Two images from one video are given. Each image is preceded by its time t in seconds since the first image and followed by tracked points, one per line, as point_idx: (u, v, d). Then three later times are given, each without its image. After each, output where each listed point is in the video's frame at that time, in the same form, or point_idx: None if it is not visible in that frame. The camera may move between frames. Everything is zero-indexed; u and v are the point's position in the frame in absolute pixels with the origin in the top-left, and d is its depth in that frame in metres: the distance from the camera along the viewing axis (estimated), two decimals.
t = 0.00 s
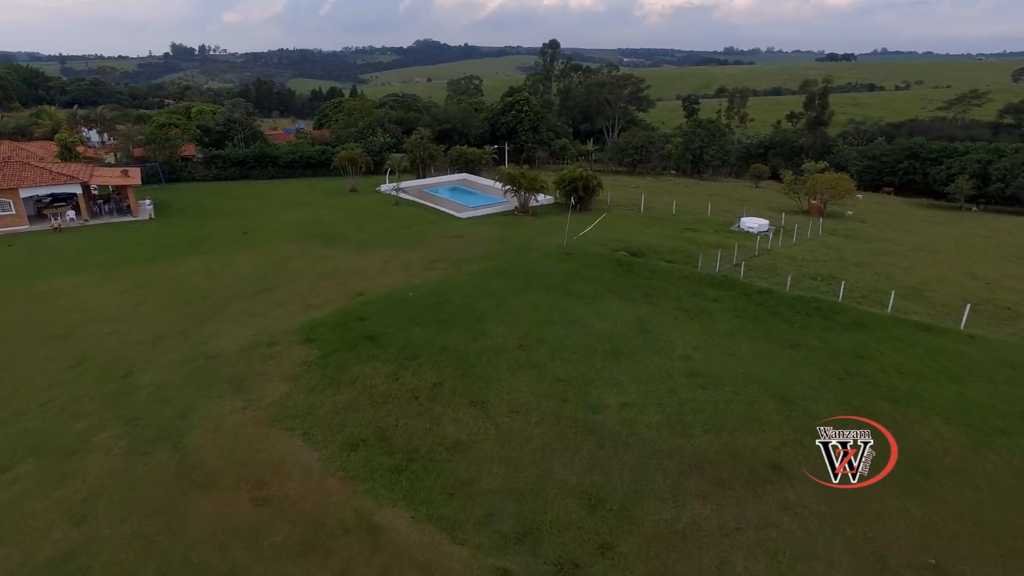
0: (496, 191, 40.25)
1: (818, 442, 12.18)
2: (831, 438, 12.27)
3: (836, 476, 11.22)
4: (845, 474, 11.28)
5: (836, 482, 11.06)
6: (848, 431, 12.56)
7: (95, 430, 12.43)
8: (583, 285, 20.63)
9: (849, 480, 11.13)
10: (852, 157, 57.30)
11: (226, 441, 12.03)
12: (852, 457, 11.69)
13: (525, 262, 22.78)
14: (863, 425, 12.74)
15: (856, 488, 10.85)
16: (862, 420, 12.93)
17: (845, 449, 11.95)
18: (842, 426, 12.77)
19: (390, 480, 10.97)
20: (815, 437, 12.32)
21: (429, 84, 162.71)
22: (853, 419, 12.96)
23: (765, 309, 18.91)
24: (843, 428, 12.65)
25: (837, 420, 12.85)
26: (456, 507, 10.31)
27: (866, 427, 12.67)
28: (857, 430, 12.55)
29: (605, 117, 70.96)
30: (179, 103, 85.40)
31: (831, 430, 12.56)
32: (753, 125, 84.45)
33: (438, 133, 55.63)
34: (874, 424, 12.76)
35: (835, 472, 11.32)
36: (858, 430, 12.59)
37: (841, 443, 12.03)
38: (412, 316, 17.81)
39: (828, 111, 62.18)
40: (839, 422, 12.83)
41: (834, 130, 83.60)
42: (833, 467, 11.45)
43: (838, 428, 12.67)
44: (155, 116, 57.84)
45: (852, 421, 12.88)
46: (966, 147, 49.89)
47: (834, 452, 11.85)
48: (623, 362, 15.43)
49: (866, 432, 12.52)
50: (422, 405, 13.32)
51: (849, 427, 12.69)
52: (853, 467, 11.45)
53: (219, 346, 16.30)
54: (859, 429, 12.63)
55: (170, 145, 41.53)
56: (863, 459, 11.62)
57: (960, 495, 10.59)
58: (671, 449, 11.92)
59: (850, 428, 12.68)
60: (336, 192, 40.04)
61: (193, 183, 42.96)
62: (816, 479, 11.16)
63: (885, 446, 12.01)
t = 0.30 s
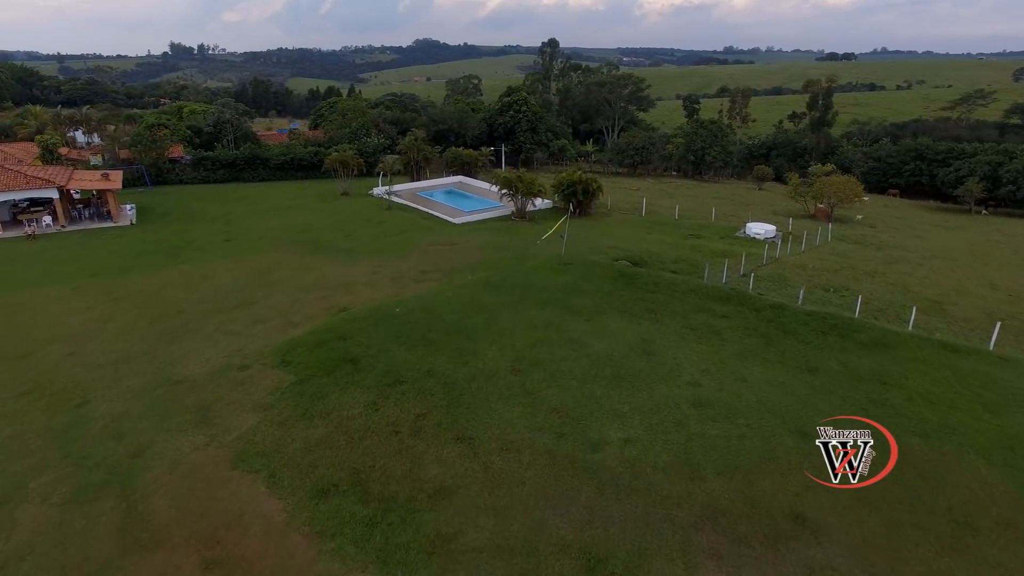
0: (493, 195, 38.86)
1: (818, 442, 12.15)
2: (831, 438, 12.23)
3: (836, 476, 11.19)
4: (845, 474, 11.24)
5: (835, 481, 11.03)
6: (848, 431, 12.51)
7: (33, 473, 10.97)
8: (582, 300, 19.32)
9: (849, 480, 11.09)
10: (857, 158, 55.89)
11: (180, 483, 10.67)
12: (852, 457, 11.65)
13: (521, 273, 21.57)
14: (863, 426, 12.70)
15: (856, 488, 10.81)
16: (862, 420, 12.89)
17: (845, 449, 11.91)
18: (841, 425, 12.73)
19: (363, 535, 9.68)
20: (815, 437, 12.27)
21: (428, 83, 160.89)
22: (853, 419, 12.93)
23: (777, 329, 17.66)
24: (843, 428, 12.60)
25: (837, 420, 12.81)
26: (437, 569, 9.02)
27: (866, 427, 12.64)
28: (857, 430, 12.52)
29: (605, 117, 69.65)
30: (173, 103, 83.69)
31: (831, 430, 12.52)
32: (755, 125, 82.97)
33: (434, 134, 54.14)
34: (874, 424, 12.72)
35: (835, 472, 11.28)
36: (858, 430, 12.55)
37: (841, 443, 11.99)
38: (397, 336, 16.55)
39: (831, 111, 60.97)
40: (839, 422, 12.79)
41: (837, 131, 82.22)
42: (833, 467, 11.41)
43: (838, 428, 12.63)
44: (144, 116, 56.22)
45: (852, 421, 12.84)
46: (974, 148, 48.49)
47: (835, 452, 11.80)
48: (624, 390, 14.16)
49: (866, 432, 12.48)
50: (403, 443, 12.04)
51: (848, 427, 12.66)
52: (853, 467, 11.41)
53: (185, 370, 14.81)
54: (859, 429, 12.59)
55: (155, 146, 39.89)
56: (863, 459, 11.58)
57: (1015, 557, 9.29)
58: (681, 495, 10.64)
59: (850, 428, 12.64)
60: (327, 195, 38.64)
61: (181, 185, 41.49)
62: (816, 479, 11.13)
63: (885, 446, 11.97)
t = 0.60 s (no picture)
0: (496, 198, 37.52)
1: (818, 442, 12.18)
2: (831, 438, 12.25)
3: (836, 476, 11.19)
4: (845, 474, 11.25)
5: (835, 481, 11.03)
6: (848, 431, 12.54)
7: None
8: (587, 315, 18.01)
9: (849, 480, 11.09)
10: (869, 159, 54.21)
11: (128, 535, 9.33)
12: (852, 457, 11.66)
13: (523, 283, 20.26)
14: (863, 425, 12.73)
15: (856, 488, 10.81)
16: (862, 420, 12.91)
17: (845, 449, 11.92)
18: (842, 426, 12.76)
19: None
20: (815, 437, 12.31)
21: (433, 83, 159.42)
22: (853, 419, 12.95)
23: (799, 351, 16.25)
24: (843, 428, 12.62)
25: (837, 420, 12.84)
26: None
27: (866, 427, 12.65)
28: (857, 430, 12.54)
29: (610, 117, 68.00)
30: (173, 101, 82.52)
31: (831, 430, 12.54)
32: (764, 125, 81.18)
33: (436, 133, 52.72)
34: (874, 424, 12.74)
35: (835, 472, 11.28)
36: (858, 430, 12.56)
37: (842, 443, 12.01)
38: (385, 355, 15.26)
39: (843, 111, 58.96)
40: (839, 422, 12.81)
41: (848, 131, 80.31)
42: (833, 467, 11.42)
43: (838, 428, 12.66)
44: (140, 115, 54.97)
45: (852, 421, 12.86)
46: (993, 149, 46.67)
47: (835, 452, 11.83)
48: (633, 421, 12.87)
49: (866, 432, 12.49)
50: (385, 484, 10.73)
51: (848, 427, 12.68)
52: (853, 467, 11.42)
53: (153, 393, 13.42)
54: (860, 429, 12.61)
55: (148, 147, 38.73)
56: (863, 459, 11.58)
57: None
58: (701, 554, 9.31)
59: (851, 428, 12.66)
60: (324, 198, 37.36)
61: (176, 186, 40.33)
62: (815, 479, 11.14)
63: (886, 446, 11.98)
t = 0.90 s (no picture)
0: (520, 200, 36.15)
1: (818, 442, 12.17)
2: (831, 438, 12.23)
3: (836, 476, 11.16)
4: (845, 474, 11.22)
5: (835, 482, 10.99)
6: (848, 431, 12.52)
7: None
8: (611, 332, 16.57)
9: (849, 480, 11.06)
10: (913, 162, 51.17)
11: None
12: (852, 457, 11.65)
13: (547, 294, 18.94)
14: (863, 426, 12.71)
15: (856, 488, 10.77)
16: (862, 420, 12.90)
17: (845, 449, 11.92)
18: (842, 426, 12.74)
19: None
20: (814, 437, 12.29)
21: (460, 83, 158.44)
22: (853, 420, 12.94)
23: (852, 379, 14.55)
24: (843, 429, 12.61)
25: (837, 420, 12.83)
26: None
27: (866, 427, 12.64)
28: (856, 431, 12.52)
29: (640, 116, 66.42)
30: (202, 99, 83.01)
31: (831, 430, 12.53)
32: (799, 127, 78.01)
33: (460, 133, 51.51)
34: (874, 425, 12.73)
35: (836, 472, 11.26)
36: (858, 431, 12.55)
37: (841, 443, 12.00)
38: (391, 374, 14.03)
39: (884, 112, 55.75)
40: (839, 422, 12.81)
41: (890, 132, 76.53)
42: (833, 467, 11.40)
43: (838, 428, 12.65)
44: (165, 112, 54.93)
45: (853, 421, 12.85)
46: None
47: (835, 452, 11.82)
48: (663, 461, 11.44)
49: (866, 432, 12.48)
50: (380, 532, 9.47)
51: (848, 427, 12.67)
52: (853, 467, 11.40)
53: (137, 410, 12.38)
54: (860, 430, 12.59)
55: (168, 144, 38.38)
56: (863, 459, 11.57)
57: None
58: None
59: (850, 428, 12.65)
60: (343, 198, 36.43)
61: (195, 184, 39.95)
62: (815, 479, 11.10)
63: (885, 446, 11.98)
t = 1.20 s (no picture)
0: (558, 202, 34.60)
1: (818, 441, 11.84)
2: (830, 438, 11.93)
3: (836, 476, 10.88)
4: (845, 474, 10.95)
5: (836, 482, 10.72)
6: (848, 431, 12.21)
7: None
8: (652, 351, 14.97)
9: (849, 480, 10.81)
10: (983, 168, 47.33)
11: None
12: (851, 457, 11.37)
13: (582, 306, 17.49)
14: (863, 426, 12.39)
15: (856, 489, 10.53)
16: (862, 420, 12.59)
17: (845, 448, 11.63)
18: (841, 425, 12.42)
19: None
20: (814, 437, 11.95)
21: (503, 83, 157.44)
22: (853, 419, 12.61)
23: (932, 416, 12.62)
24: (843, 428, 12.29)
25: (837, 420, 12.50)
26: None
27: (866, 427, 12.33)
28: (856, 430, 12.22)
29: (686, 117, 63.90)
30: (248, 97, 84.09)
31: (831, 430, 12.21)
32: (855, 130, 73.87)
33: (500, 131, 50.12)
34: (874, 424, 12.42)
35: (836, 472, 10.97)
36: (858, 430, 12.24)
37: (841, 442, 11.69)
38: (407, 394, 12.80)
39: (948, 114, 52.15)
40: (839, 421, 12.49)
41: (957, 136, 71.56)
42: (833, 467, 11.11)
43: (837, 427, 12.32)
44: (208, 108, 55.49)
45: (852, 421, 12.54)
46: None
47: (834, 451, 11.52)
48: (709, 510, 9.87)
49: (866, 432, 12.18)
50: None
51: (848, 427, 12.36)
52: (853, 467, 11.14)
53: (134, 426, 11.50)
54: (860, 429, 12.28)
55: (207, 139, 38.44)
56: (863, 459, 11.32)
57: None
58: None
59: (850, 427, 12.33)
60: (377, 197, 35.65)
61: (232, 180, 40.01)
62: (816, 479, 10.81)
63: (886, 447, 11.71)
